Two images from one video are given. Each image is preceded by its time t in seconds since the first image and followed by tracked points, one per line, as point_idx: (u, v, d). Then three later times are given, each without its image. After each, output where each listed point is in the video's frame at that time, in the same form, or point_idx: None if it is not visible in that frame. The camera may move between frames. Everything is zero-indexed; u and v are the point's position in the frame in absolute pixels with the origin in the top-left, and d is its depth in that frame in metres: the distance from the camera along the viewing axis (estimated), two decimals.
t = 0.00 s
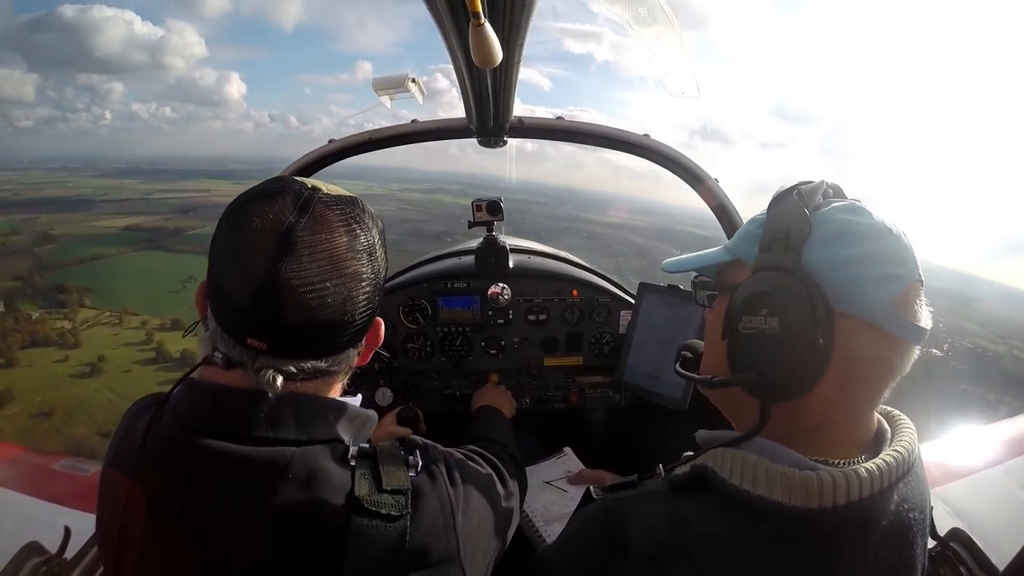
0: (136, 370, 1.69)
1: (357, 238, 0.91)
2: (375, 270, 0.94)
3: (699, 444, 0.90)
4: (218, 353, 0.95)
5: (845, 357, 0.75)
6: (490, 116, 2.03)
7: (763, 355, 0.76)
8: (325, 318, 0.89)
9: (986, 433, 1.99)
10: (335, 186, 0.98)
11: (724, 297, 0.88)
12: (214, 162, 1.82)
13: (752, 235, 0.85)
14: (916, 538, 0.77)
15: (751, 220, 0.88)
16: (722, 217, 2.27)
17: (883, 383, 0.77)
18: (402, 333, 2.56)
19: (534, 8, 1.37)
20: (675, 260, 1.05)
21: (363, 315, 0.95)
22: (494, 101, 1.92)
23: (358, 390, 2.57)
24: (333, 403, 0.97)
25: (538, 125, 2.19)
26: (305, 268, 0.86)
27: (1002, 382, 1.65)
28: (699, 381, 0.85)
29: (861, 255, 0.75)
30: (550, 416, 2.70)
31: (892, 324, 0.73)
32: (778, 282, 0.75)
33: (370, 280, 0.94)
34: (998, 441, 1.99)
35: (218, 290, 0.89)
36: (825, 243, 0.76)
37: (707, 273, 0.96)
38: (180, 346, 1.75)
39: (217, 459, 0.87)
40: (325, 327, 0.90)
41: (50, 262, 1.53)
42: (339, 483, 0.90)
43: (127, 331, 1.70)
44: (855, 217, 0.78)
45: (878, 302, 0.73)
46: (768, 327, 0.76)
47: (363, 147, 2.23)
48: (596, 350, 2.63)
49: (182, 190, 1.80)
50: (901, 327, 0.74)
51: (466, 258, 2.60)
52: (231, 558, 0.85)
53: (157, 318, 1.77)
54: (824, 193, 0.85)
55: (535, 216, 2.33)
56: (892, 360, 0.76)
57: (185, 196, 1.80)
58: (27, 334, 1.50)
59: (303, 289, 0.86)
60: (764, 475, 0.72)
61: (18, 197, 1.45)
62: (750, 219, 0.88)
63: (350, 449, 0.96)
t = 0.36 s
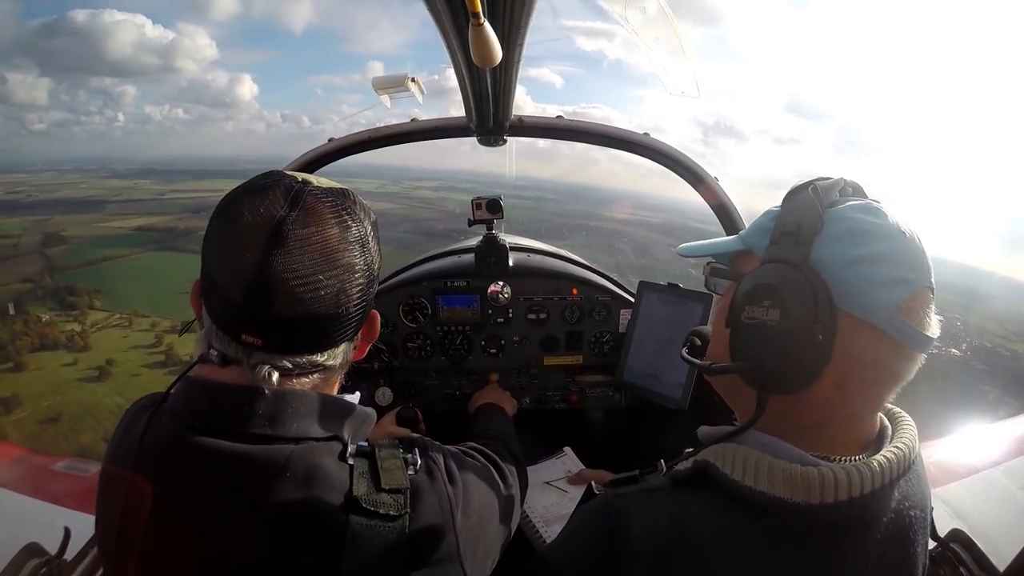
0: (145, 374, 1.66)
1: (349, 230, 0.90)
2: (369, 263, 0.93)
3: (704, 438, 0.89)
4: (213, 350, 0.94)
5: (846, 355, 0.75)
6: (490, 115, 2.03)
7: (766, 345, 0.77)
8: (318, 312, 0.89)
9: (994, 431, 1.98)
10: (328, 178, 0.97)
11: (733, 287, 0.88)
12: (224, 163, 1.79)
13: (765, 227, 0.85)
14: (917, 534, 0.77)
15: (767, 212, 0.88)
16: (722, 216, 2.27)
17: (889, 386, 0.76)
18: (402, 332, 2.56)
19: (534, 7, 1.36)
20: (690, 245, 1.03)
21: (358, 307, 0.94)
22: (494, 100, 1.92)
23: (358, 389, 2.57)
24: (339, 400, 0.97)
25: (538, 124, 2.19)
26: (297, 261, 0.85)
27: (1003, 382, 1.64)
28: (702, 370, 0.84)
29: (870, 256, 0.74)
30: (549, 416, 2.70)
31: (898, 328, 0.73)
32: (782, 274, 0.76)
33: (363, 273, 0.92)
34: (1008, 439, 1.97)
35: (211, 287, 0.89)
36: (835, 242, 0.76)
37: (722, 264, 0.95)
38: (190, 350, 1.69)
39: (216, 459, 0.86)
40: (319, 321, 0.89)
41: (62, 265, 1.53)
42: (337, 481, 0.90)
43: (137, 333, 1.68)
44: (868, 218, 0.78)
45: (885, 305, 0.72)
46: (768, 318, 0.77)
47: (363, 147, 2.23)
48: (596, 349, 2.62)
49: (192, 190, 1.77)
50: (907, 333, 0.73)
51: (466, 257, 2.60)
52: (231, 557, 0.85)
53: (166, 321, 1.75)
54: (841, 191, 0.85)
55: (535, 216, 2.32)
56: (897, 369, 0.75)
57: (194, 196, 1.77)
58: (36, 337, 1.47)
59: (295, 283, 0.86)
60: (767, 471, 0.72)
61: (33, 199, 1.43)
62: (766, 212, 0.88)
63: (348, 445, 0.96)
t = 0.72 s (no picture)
0: (148, 378, 1.67)
1: (334, 220, 0.89)
2: (356, 254, 0.92)
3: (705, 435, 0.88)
4: (200, 350, 0.93)
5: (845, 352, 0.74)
6: (490, 115, 2.03)
7: (768, 341, 0.77)
8: (304, 305, 0.88)
9: (993, 432, 1.97)
10: (314, 169, 0.96)
11: (737, 281, 0.88)
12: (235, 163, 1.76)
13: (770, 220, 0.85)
14: (918, 532, 0.77)
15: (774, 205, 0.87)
16: (723, 216, 2.27)
17: (894, 391, 0.76)
18: (402, 332, 2.56)
19: (534, 7, 1.36)
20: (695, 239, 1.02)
21: (346, 301, 0.93)
22: (494, 100, 1.92)
23: (358, 389, 2.57)
24: (339, 398, 0.98)
25: (538, 124, 2.19)
26: (279, 253, 0.85)
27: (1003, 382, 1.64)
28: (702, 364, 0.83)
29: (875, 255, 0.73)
30: (549, 415, 2.70)
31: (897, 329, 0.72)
32: (786, 272, 0.75)
33: (351, 264, 0.92)
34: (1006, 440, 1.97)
35: (197, 284, 0.89)
36: (840, 240, 0.75)
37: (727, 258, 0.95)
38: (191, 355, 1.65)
39: (210, 457, 0.86)
40: (305, 314, 0.89)
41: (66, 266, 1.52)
42: (335, 479, 0.90)
43: (140, 336, 1.68)
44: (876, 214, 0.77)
45: (885, 305, 0.72)
46: (770, 315, 0.77)
47: (363, 147, 2.23)
48: (596, 349, 2.62)
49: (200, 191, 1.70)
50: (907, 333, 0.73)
51: (466, 257, 2.60)
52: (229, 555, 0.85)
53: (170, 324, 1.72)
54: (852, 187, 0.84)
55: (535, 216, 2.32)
56: (901, 372, 0.75)
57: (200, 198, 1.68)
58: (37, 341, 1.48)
59: (278, 276, 0.85)
60: (770, 467, 0.72)
61: (41, 200, 1.46)
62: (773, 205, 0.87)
63: (345, 445, 0.95)
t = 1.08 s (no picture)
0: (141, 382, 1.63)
1: (320, 224, 0.91)
2: (341, 259, 0.94)
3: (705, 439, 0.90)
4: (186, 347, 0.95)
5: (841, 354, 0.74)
6: (490, 116, 2.03)
7: (766, 352, 0.76)
8: (282, 305, 0.89)
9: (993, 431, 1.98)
10: (312, 172, 0.99)
11: (744, 292, 0.85)
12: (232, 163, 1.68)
13: (777, 223, 0.83)
14: (917, 533, 0.77)
15: (777, 207, 0.87)
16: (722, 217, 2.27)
17: (864, 371, 0.78)
18: (402, 332, 2.56)
19: (535, 8, 1.36)
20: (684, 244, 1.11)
21: (329, 302, 0.94)
22: (493, 101, 1.92)
23: (358, 389, 2.57)
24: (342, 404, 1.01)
25: (538, 125, 2.19)
26: (260, 252, 0.86)
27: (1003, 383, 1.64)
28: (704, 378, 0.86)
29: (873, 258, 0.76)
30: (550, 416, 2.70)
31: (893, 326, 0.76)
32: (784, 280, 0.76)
33: (334, 269, 0.93)
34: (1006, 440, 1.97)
35: (184, 282, 0.91)
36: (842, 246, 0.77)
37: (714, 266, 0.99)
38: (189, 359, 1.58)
39: (209, 457, 0.86)
40: (282, 314, 0.89)
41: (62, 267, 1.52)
42: (336, 482, 0.90)
43: (135, 340, 1.65)
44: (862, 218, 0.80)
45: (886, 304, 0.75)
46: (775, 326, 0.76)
47: (363, 147, 2.24)
48: (596, 349, 2.63)
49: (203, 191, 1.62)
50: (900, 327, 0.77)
51: (466, 257, 2.60)
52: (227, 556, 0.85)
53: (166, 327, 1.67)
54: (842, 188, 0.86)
55: (534, 216, 2.33)
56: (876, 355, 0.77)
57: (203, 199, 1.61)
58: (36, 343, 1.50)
59: (258, 275, 0.87)
60: (770, 472, 0.72)
61: (41, 201, 1.47)
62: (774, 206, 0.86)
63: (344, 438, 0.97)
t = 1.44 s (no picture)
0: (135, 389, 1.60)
1: (297, 221, 0.91)
2: (320, 255, 0.94)
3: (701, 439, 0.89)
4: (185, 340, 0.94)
5: (826, 350, 0.75)
6: (490, 116, 2.03)
7: (738, 351, 0.78)
8: (264, 302, 0.88)
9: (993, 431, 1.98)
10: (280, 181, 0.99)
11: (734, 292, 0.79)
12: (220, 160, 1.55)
13: (775, 223, 0.83)
14: (913, 528, 0.77)
15: (774, 206, 0.87)
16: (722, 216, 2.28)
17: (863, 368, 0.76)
18: (402, 332, 2.56)
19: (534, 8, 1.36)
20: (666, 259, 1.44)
21: (314, 290, 0.93)
22: (493, 101, 1.92)
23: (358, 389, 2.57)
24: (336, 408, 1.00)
25: (538, 124, 2.19)
26: (241, 244, 0.87)
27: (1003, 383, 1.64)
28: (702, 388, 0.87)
29: (867, 244, 0.76)
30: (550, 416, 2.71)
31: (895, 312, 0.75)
32: (742, 281, 0.79)
33: (315, 265, 0.93)
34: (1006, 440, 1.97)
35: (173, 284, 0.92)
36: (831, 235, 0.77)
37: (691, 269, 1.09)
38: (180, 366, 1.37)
39: (197, 454, 0.86)
40: (265, 311, 0.89)
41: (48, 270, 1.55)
42: (330, 483, 0.90)
43: (128, 347, 1.59)
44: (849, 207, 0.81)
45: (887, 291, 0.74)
46: (736, 327, 0.79)
47: (363, 147, 2.23)
48: (596, 349, 2.63)
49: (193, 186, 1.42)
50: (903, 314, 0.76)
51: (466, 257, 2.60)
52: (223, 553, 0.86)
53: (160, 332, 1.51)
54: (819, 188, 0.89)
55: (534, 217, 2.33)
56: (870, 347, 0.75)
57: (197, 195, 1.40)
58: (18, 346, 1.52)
59: (239, 272, 0.87)
60: (763, 470, 0.71)
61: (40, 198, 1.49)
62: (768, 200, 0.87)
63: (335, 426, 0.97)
